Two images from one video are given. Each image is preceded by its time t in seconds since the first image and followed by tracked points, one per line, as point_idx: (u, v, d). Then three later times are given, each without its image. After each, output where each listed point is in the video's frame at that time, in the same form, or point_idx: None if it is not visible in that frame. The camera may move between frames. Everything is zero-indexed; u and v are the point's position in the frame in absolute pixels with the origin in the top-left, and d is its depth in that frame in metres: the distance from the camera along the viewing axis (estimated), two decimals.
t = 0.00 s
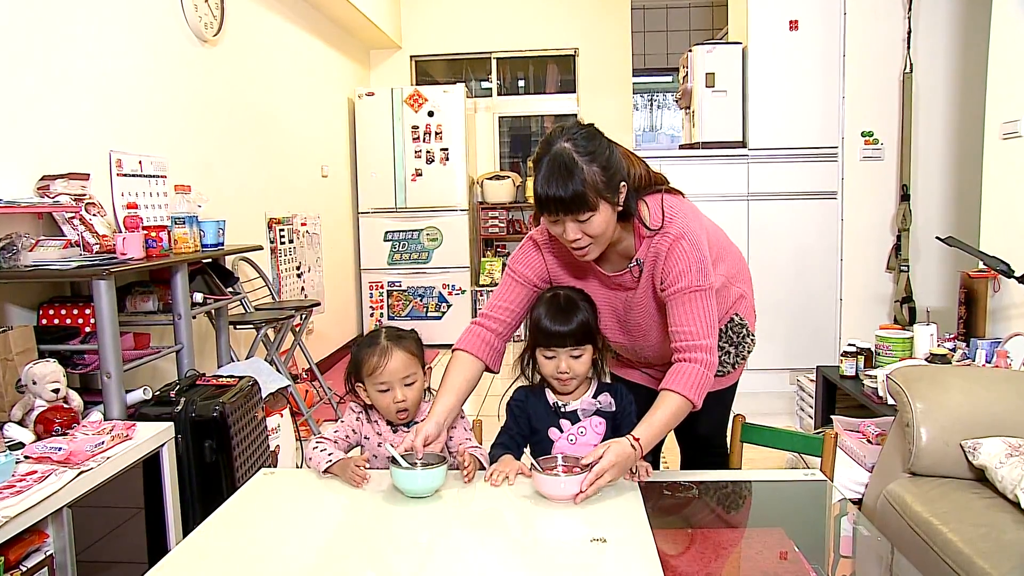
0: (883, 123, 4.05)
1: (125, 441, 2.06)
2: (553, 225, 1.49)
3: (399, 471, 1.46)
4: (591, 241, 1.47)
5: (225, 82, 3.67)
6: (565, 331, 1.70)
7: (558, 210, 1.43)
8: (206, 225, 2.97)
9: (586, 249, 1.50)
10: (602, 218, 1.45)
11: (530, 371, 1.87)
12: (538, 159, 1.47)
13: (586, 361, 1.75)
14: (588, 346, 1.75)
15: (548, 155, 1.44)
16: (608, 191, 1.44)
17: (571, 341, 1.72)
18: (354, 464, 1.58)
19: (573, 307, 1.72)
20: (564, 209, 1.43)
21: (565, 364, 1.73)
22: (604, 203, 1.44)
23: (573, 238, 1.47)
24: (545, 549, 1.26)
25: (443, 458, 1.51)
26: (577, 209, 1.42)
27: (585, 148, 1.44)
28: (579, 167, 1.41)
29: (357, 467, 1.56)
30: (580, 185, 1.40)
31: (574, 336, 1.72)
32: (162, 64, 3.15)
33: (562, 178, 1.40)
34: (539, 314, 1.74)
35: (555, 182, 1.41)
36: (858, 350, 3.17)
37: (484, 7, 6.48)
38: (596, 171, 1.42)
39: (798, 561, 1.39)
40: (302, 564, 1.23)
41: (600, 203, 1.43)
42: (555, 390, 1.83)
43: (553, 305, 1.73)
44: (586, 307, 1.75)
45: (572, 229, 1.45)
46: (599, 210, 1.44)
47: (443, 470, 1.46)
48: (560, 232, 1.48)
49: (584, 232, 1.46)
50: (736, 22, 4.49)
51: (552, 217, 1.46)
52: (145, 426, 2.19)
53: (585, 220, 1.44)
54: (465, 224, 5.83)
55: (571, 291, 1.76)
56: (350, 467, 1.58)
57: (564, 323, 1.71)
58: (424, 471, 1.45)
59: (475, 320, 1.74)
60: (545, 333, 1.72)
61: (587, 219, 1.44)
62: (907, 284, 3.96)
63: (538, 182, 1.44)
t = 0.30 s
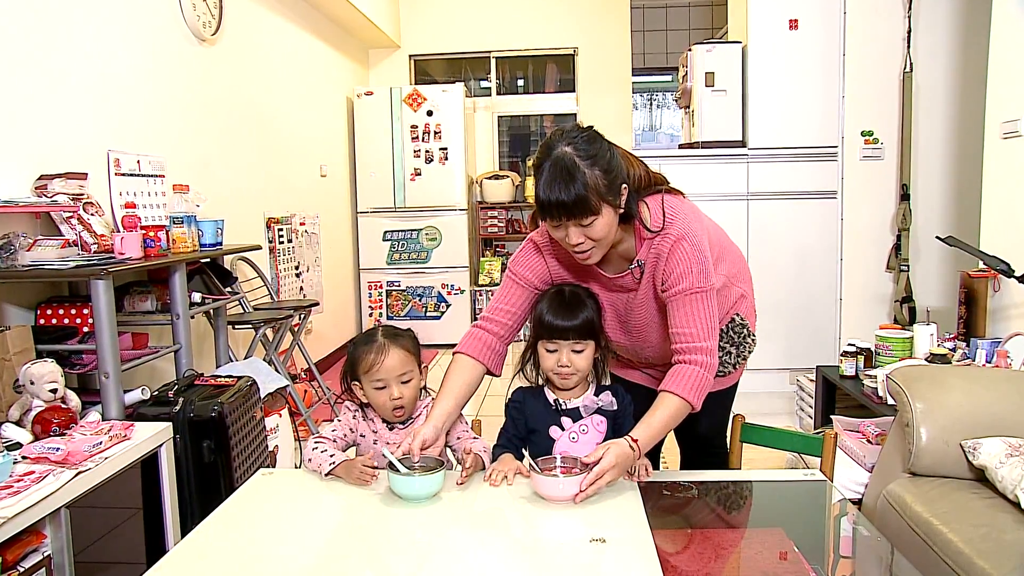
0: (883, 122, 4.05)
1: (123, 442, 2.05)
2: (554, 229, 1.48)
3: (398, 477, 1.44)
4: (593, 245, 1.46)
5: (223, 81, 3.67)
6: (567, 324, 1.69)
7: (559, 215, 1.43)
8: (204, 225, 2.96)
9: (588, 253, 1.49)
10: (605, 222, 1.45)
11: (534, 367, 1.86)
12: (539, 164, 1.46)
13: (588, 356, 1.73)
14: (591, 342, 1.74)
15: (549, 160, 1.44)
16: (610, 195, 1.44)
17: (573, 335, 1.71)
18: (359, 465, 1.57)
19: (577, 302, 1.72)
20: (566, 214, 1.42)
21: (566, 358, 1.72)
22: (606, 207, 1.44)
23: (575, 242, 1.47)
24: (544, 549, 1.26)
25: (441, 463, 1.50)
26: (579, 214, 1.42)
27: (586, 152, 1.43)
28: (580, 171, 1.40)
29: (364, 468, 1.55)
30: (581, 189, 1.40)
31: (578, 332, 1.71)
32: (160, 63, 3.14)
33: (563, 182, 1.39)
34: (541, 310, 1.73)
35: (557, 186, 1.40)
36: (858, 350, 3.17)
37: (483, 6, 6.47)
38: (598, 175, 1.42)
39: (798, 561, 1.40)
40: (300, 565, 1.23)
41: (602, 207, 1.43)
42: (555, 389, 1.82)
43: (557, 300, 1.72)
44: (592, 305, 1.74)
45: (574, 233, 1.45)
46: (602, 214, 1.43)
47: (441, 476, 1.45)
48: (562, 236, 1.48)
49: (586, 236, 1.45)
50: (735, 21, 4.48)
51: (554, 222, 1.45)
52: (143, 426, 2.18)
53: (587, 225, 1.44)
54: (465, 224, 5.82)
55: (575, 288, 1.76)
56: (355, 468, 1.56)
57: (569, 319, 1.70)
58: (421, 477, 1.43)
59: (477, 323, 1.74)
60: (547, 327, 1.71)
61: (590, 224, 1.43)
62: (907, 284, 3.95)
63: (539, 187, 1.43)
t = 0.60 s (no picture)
0: (883, 121, 4.04)
1: (120, 442, 2.04)
2: (555, 230, 1.47)
3: (395, 478, 1.43)
4: (593, 245, 1.45)
5: (221, 80, 3.65)
6: (565, 324, 1.67)
7: (559, 216, 1.42)
8: (202, 224, 2.95)
9: (587, 254, 1.48)
10: (605, 222, 1.44)
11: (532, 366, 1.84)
12: (539, 164, 1.45)
13: (586, 358, 1.71)
14: (589, 343, 1.71)
15: (549, 160, 1.43)
16: (610, 196, 1.43)
17: (570, 335, 1.68)
18: (359, 466, 1.55)
19: (577, 301, 1.70)
20: (566, 214, 1.41)
21: (563, 359, 1.69)
22: (607, 208, 1.43)
23: (575, 243, 1.46)
24: (543, 551, 1.25)
25: (439, 464, 1.49)
26: (579, 214, 1.41)
27: (587, 153, 1.42)
28: (581, 171, 1.39)
29: (364, 469, 1.53)
30: (582, 189, 1.39)
31: (575, 333, 1.68)
32: (157, 62, 3.13)
33: (563, 182, 1.38)
34: (540, 308, 1.71)
35: (557, 186, 1.39)
36: (858, 350, 3.16)
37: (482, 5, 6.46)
38: (598, 176, 1.41)
39: (798, 562, 1.39)
40: (297, 567, 1.21)
41: (602, 208, 1.42)
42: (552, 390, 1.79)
43: (557, 298, 1.70)
44: (592, 305, 1.71)
45: (574, 234, 1.44)
46: (602, 215, 1.42)
47: (439, 477, 1.44)
48: (562, 237, 1.47)
49: (585, 237, 1.44)
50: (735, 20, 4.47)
51: (554, 222, 1.44)
52: (140, 427, 2.17)
53: (587, 225, 1.43)
54: (464, 224, 5.81)
55: (577, 287, 1.74)
56: (355, 471, 1.54)
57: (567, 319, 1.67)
58: (419, 478, 1.42)
59: (477, 324, 1.73)
60: (546, 326, 1.69)
61: (589, 224, 1.42)
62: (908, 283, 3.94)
63: (539, 187, 1.42)
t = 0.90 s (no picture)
0: (883, 121, 4.04)
1: (116, 444, 2.03)
2: (555, 230, 1.46)
3: (394, 479, 1.42)
4: (592, 246, 1.44)
5: (218, 79, 3.64)
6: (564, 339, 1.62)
7: (559, 216, 1.41)
8: (199, 224, 2.93)
9: (587, 254, 1.47)
10: (605, 223, 1.42)
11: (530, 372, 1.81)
12: (540, 163, 1.44)
13: (587, 371, 1.68)
14: (589, 356, 1.68)
15: (551, 158, 1.42)
16: (610, 196, 1.42)
17: (570, 350, 1.64)
18: (363, 473, 1.52)
19: (577, 313, 1.66)
20: (566, 214, 1.40)
21: (564, 374, 1.66)
22: (606, 208, 1.42)
23: (575, 243, 1.45)
24: (541, 553, 1.24)
25: (438, 465, 1.47)
26: (579, 214, 1.39)
27: (589, 153, 1.41)
28: (581, 171, 1.38)
29: (369, 475, 1.50)
30: (582, 189, 1.37)
31: (575, 346, 1.64)
32: (153, 61, 3.11)
33: (563, 182, 1.37)
34: (540, 318, 1.67)
35: (556, 186, 1.38)
36: (858, 350, 3.14)
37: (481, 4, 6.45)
38: (599, 176, 1.39)
39: (798, 563, 1.38)
40: (293, 570, 1.20)
41: (602, 209, 1.41)
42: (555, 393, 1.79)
43: (555, 309, 1.67)
44: (589, 315, 1.68)
45: (574, 234, 1.43)
46: (602, 215, 1.41)
47: (437, 478, 1.43)
48: (562, 237, 1.46)
49: (584, 237, 1.43)
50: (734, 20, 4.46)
51: (554, 222, 1.43)
52: (137, 428, 2.16)
53: (587, 226, 1.41)
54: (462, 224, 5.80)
55: (574, 299, 1.71)
56: (358, 476, 1.51)
57: (565, 329, 1.64)
58: (418, 479, 1.41)
59: (479, 324, 1.72)
60: (546, 341, 1.65)
61: (589, 225, 1.41)
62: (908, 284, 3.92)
63: (540, 186, 1.41)
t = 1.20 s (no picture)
0: (883, 120, 4.03)
1: (114, 445, 2.02)
2: (562, 226, 1.45)
3: (392, 480, 1.41)
4: (601, 242, 1.43)
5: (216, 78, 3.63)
6: (568, 343, 1.58)
7: (567, 212, 1.40)
8: (197, 224, 2.92)
9: (595, 249, 1.46)
10: (613, 218, 1.41)
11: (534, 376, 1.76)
12: (547, 159, 1.43)
13: (592, 375, 1.64)
14: (595, 358, 1.64)
15: (558, 153, 1.40)
16: (618, 192, 1.41)
17: (573, 356, 1.60)
18: (361, 473, 1.51)
19: (580, 317, 1.60)
20: (575, 209, 1.39)
21: (570, 379, 1.62)
22: (615, 204, 1.41)
23: (583, 238, 1.43)
24: (540, 553, 1.23)
25: (436, 466, 1.46)
26: (588, 209, 1.38)
27: (596, 148, 1.40)
28: (589, 167, 1.37)
29: (367, 475, 1.49)
30: (591, 184, 1.36)
31: (577, 352, 1.60)
32: (150, 60, 3.10)
33: (571, 178, 1.36)
34: (541, 322, 1.62)
35: (565, 182, 1.37)
36: (859, 351, 3.12)
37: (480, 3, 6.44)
38: (607, 172, 1.39)
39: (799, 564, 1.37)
40: (291, 572, 1.18)
41: (611, 205, 1.40)
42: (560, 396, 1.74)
43: (556, 312, 1.61)
44: (591, 317, 1.62)
45: (583, 231, 1.41)
46: (610, 211, 1.40)
47: (436, 479, 1.42)
48: (570, 233, 1.45)
49: (593, 233, 1.42)
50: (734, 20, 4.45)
51: (562, 218, 1.42)
52: (134, 429, 2.15)
53: (596, 221, 1.40)
54: (461, 223, 5.79)
55: (575, 301, 1.65)
56: (357, 478, 1.50)
57: (567, 335, 1.58)
58: (416, 480, 1.40)
59: (487, 319, 1.73)
60: (548, 345, 1.60)
61: (598, 220, 1.40)
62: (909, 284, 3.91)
63: (547, 181, 1.40)
